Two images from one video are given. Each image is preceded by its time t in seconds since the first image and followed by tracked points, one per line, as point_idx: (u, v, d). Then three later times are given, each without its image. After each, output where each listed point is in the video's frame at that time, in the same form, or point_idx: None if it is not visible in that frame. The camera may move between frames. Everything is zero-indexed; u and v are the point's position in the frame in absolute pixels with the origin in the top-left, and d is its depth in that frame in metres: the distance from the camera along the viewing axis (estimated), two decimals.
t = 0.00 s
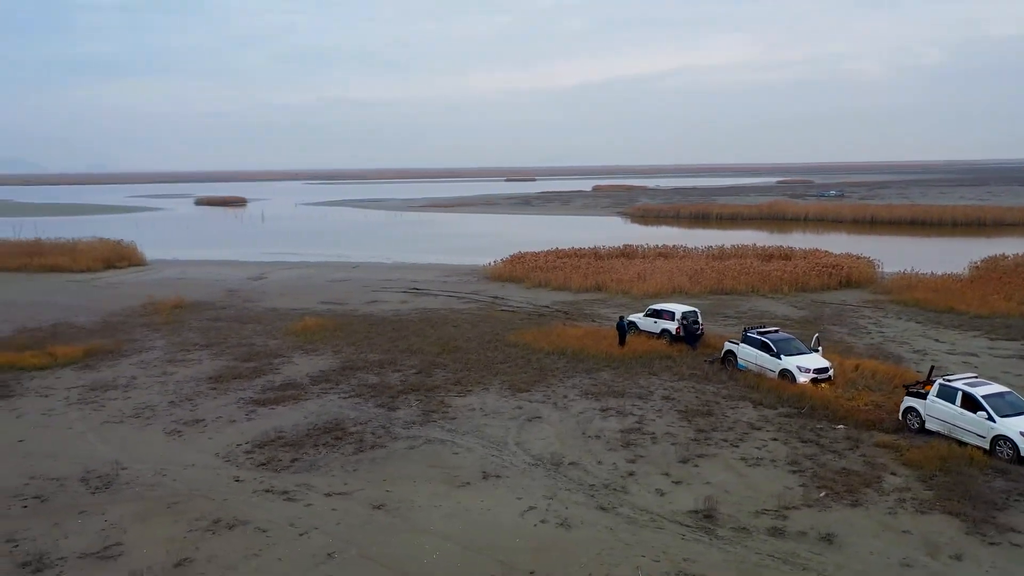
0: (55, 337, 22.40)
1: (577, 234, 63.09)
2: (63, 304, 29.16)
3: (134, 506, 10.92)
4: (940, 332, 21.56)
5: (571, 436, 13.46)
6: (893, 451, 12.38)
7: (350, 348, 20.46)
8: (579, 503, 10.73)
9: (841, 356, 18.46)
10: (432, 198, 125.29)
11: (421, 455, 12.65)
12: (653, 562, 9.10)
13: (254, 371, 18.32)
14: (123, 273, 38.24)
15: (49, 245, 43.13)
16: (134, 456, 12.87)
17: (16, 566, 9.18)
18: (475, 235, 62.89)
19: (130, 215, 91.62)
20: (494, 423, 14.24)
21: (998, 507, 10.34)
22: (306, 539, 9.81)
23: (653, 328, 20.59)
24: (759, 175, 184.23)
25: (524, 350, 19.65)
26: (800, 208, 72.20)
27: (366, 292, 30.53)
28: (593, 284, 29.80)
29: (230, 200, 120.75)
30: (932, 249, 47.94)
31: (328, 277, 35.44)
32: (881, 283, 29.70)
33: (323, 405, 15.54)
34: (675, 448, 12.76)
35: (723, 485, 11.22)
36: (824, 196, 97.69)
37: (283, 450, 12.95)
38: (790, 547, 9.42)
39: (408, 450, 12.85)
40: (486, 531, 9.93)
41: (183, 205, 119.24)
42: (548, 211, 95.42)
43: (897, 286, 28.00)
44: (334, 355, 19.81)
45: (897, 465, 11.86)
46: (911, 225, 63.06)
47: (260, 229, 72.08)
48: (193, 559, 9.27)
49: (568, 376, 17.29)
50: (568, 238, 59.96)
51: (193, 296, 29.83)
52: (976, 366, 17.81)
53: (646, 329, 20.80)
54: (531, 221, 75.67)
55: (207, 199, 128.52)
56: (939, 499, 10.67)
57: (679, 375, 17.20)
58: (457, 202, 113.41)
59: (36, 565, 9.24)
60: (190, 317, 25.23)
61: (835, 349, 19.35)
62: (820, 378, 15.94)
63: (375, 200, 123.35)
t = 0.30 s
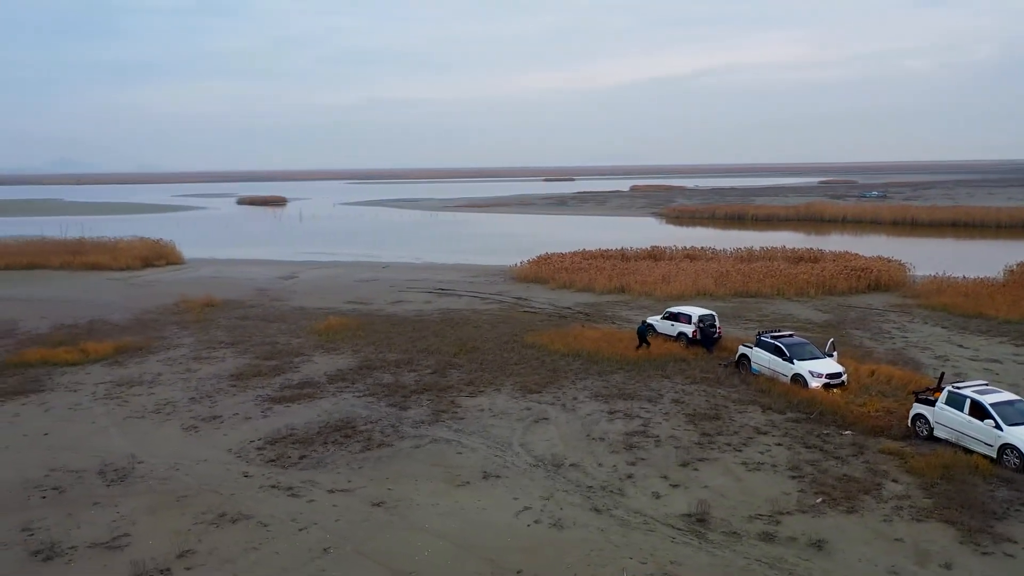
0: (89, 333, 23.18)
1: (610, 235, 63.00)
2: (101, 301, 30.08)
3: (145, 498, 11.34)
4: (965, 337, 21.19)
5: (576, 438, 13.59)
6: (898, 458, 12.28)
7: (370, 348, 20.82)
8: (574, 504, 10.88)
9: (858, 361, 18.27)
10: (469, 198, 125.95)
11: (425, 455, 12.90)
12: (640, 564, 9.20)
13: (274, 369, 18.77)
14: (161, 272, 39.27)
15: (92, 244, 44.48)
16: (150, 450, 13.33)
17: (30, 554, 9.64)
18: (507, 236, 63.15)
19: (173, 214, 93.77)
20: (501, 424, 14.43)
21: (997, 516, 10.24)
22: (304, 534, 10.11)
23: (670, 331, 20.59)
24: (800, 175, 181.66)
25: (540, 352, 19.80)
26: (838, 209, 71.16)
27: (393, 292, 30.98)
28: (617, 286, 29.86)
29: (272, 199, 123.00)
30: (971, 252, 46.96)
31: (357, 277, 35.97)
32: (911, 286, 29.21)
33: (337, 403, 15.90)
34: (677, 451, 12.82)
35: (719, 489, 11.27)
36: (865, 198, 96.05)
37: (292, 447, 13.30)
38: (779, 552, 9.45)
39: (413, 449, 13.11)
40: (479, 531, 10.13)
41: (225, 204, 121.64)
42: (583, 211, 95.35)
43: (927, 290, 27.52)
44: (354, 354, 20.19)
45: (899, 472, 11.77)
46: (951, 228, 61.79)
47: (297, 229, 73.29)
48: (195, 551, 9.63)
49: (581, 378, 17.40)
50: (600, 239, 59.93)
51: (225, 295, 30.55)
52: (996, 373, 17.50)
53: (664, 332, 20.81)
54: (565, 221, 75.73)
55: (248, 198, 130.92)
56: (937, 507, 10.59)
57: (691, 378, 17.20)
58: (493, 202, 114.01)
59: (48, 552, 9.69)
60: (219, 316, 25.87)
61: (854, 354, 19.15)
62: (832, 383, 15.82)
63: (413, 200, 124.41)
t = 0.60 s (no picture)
0: (117, 331, 23.86)
1: (639, 235, 62.80)
2: (131, 299, 30.87)
3: (153, 491, 11.75)
4: (986, 343, 20.85)
5: (576, 439, 13.73)
6: (897, 465, 12.22)
7: (385, 348, 21.14)
8: (566, 504, 11.05)
9: (871, 366, 18.12)
10: (501, 198, 126.33)
11: (426, 454, 13.14)
12: (623, 565, 9.33)
13: (289, 368, 19.18)
14: (192, 270, 40.18)
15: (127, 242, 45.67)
16: (163, 445, 13.76)
17: (39, 542, 10.08)
18: (536, 236, 63.29)
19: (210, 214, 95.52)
20: (505, 424, 14.63)
21: (990, 525, 10.17)
22: (301, 530, 10.41)
23: (683, 334, 20.60)
24: (840, 176, 178.53)
25: (551, 353, 19.94)
26: (873, 210, 70.07)
27: (415, 292, 31.34)
28: (637, 288, 29.87)
29: (307, 199, 124.75)
30: (1007, 254, 45.98)
31: (381, 277, 36.41)
32: (938, 290, 28.76)
33: (347, 402, 16.23)
34: (676, 454, 12.89)
35: (712, 492, 11.34)
36: (903, 198, 94.34)
37: (299, 444, 13.63)
38: (763, 556, 9.52)
39: (415, 448, 13.36)
40: (470, 528, 10.35)
41: (261, 203, 123.58)
42: (614, 211, 95.19)
43: (952, 294, 27.09)
44: (369, 354, 20.54)
45: (897, 478, 11.72)
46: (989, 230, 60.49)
47: (329, 228, 74.25)
48: (195, 543, 9.97)
49: (589, 379, 17.51)
50: (628, 240, 59.79)
51: (251, 294, 31.16)
52: (1013, 379, 17.23)
53: (677, 335, 20.81)
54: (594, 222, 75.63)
55: (284, 198, 132.81)
56: (931, 513, 10.54)
57: (699, 381, 17.21)
58: (525, 202, 114.27)
59: (56, 541, 10.13)
60: (242, 315, 26.42)
61: (868, 358, 18.97)
62: (840, 387, 15.72)
63: (445, 199, 125.18)
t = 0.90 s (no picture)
0: (132, 329, 24.40)
1: (658, 236, 62.66)
2: (149, 298, 31.50)
3: (149, 486, 12.10)
4: (993, 347, 20.66)
5: (567, 440, 13.89)
6: (884, 469, 12.23)
7: (391, 348, 21.40)
8: (549, 503, 11.22)
9: (872, 369, 18.05)
10: (524, 198, 126.49)
11: (418, 453, 13.38)
12: (597, 565, 9.47)
13: (295, 367, 19.52)
14: (211, 270, 40.85)
15: (150, 242, 46.52)
16: (163, 442, 14.13)
17: (36, 535, 10.46)
18: (555, 236, 63.42)
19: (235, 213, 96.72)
20: (499, 425, 14.82)
21: (969, 530, 10.18)
22: (287, 526, 10.69)
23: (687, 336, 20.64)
24: (867, 176, 176.55)
25: (554, 354, 20.11)
26: (897, 211, 69.28)
27: (427, 293, 31.63)
28: (647, 289, 29.93)
29: (332, 199, 125.96)
30: None
31: (396, 277, 36.75)
32: (951, 293, 28.49)
33: (347, 401, 16.51)
34: (664, 456, 12.99)
35: (694, 495, 11.44)
36: (930, 199, 93.10)
37: (295, 442, 13.94)
38: (737, 558, 9.62)
39: (408, 448, 13.60)
40: (452, 527, 10.56)
41: (286, 203, 124.89)
42: (636, 211, 94.97)
43: (965, 297, 26.82)
44: (375, 353, 20.83)
45: (882, 483, 11.74)
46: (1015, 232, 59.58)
47: (351, 228, 74.95)
48: (184, 538, 10.29)
49: (588, 381, 17.65)
50: (647, 240, 59.70)
51: (266, 294, 31.64)
52: (1015, 384, 17.08)
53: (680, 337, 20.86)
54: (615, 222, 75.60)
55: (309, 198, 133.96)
56: (911, 518, 10.57)
57: (697, 384, 17.26)
58: (548, 202, 114.43)
59: (53, 533, 10.51)
60: (255, 314, 26.86)
61: (871, 361, 18.88)
62: (837, 391, 15.69)
63: (468, 199, 125.61)
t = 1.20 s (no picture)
0: (146, 328, 24.94)
1: (676, 236, 62.48)
2: (166, 297, 32.10)
3: (145, 482, 12.44)
4: (999, 352, 20.46)
5: (557, 440, 14.05)
6: (869, 473, 12.24)
7: (395, 348, 21.67)
8: (531, 503, 11.39)
9: (872, 372, 17.98)
10: (545, 198, 126.58)
11: (409, 452, 13.61)
12: (570, 565, 9.63)
13: (299, 366, 19.86)
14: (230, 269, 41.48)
15: (172, 241, 47.32)
16: (164, 439, 14.51)
17: (33, 527, 10.83)
18: (572, 236, 63.47)
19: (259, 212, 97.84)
20: (492, 425, 15.01)
21: (946, 535, 10.19)
22: (274, 522, 10.97)
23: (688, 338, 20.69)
24: (894, 176, 174.44)
25: (555, 356, 20.27)
26: (920, 212, 68.48)
27: (438, 293, 31.89)
28: (656, 291, 29.96)
29: (354, 199, 126.93)
30: None
31: (409, 277, 37.07)
32: (964, 296, 28.20)
33: (346, 400, 16.80)
34: (651, 458, 13.10)
35: (676, 496, 11.55)
36: (956, 198, 91.82)
37: (290, 440, 14.23)
38: (710, 559, 9.73)
39: (400, 447, 13.83)
40: (434, 525, 10.75)
41: (310, 203, 126.07)
42: (657, 211, 94.70)
43: (977, 300, 26.55)
44: (379, 353, 21.13)
45: (865, 487, 11.77)
46: None
47: (371, 228, 75.58)
48: (172, 532, 10.61)
49: (585, 382, 17.78)
50: (664, 240, 59.58)
51: (280, 293, 32.10)
52: (1016, 388, 16.94)
53: (682, 339, 20.91)
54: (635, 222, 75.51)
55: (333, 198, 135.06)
56: (889, 522, 10.60)
57: (694, 386, 17.32)
58: (569, 202, 114.45)
59: (50, 526, 10.88)
60: (267, 314, 27.27)
61: (871, 364, 18.80)
62: (832, 395, 15.68)
63: (490, 199, 125.93)
